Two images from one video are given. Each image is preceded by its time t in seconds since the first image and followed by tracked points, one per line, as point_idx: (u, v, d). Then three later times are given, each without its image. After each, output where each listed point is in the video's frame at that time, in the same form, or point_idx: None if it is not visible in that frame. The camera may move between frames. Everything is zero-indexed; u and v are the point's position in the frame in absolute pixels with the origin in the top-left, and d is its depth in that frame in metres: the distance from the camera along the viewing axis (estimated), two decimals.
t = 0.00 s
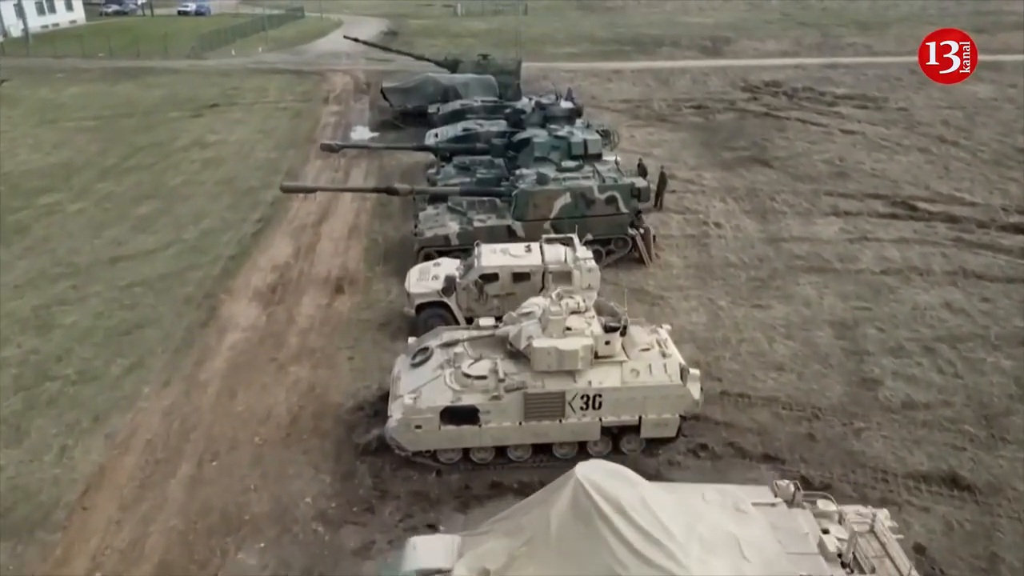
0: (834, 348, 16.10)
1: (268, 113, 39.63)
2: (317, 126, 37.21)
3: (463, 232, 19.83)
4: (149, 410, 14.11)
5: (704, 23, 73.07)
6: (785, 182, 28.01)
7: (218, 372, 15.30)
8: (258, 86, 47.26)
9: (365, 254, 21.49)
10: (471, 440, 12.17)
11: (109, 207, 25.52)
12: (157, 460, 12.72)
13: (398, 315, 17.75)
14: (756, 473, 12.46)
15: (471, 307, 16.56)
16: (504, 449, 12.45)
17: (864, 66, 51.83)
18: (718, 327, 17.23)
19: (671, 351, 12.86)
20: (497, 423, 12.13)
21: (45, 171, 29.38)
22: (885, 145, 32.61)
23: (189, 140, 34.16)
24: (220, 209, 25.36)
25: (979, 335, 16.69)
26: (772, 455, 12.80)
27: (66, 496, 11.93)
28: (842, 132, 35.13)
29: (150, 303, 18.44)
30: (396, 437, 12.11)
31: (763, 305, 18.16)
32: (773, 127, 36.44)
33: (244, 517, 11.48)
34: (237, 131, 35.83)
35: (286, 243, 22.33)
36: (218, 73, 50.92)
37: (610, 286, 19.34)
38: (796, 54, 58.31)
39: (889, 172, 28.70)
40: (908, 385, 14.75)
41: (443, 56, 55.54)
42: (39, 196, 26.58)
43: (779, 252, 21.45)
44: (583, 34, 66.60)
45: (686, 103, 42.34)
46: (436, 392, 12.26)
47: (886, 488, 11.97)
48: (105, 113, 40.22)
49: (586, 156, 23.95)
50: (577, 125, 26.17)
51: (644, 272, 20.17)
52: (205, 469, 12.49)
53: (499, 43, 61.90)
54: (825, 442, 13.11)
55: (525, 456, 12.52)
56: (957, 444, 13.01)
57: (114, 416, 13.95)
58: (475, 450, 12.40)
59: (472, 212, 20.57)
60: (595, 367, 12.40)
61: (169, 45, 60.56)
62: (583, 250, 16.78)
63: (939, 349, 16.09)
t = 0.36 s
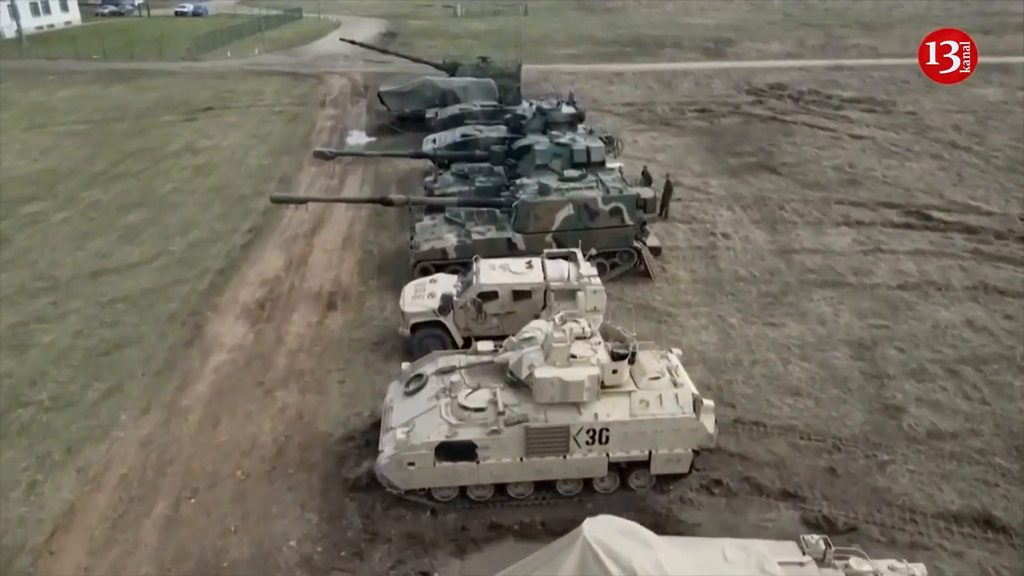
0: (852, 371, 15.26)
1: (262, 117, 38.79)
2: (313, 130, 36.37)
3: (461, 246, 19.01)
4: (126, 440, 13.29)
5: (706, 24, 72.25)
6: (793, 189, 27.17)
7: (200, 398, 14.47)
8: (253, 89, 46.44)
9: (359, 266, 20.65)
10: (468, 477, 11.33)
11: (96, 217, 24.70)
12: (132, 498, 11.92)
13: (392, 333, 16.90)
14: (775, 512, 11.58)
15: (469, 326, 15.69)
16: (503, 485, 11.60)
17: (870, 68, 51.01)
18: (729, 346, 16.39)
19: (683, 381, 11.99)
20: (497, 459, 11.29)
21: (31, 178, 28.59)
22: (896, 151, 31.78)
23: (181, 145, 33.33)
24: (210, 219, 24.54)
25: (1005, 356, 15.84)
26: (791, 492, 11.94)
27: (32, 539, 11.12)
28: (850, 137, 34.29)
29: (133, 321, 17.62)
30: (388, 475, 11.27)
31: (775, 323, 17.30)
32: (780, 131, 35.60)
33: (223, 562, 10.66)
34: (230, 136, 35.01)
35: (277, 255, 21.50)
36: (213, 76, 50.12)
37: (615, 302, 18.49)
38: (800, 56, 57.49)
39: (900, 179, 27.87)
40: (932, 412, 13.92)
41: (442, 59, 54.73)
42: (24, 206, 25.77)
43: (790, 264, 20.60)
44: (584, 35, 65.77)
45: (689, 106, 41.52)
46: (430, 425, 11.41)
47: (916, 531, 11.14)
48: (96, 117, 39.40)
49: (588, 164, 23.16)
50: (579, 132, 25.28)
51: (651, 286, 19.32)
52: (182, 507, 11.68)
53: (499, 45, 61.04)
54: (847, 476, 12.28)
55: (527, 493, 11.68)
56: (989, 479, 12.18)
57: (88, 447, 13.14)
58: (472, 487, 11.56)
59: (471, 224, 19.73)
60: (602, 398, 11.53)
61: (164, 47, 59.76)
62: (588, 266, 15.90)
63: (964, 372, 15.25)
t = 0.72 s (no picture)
0: (873, 396, 14.42)
1: (257, 121, 37.93)
2: (308, 135, 35.50)
3: (460, 260, 18.20)
4: (100, 474, 12.44)
5: (708, 25, 71.46)
6: (802, 197, 26.35)
7: (181, 425, 13.62)
8: (248, 91, 45.59)
9: (352, 280, 19.79)
10: (465, 521, 10.48)
11: (81, 226, 23.84)
12: (104, 542, 11.07)
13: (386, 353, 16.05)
14: (796, 558, 10.74)
15: (467, 348, 14.82)
16: (503, 529, 10.75)
17: (876, 70, 50.22)
18: (741, 368, 15.54)
19: (697, 415, 11.15)
20: (495, 502, 10.45)
21: (16, 186, 27.73)
22: (906, 157, 30.97)
23: (172, 150, 32.47)
24: (200, 228, 23.67)
25: None
26: (813, 535, 11.10)
27: None
28: (859, 142, 33.49)
29: (113, 340, 16.76)
30: (378, 519, 10.42)
31: (789, 343, 16.46)
32: (786, 136, 34.75)
33: None
34: (223, 141, 34.14)
35: (268, 267, 20.64)
36: (208, 78, 49.27)
37: (621, 318, 17.64)
38: (805, 58, 56.69)
39: (913, 187, 27.07)
40: (960, 443, 13.09)
41: (440, 61, 53.92)
42: (7, 215, 24.90)
43: (802, 278, 19.78)
44: (584, 36, 64.99)
45: (693, 110, 40.70)
46: (424, 465, 10.56)
47: None
48: (87, 121, 38.52)
49: (591, 172, 22.32)
50: (582, 139, 24.40)
51: (658, 301, 18.48)
52: (157, 552, 10.84)
53: (499, 46, 60.19)
54: (873, 516, 11.46)
55: (528, 537, 10.83)
56: None
57: (59, 483, 12.29)
58: (469, 531, 10.71)
59: (469, 237, 18.90)
60: (609, 435, 10.69)
61: (159, 49, 58.91)
62: (592, 284, 15.04)
63: (991, 398, 14.42)
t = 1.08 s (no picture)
0: (897, 426, 13.56)
1: (251, 126, 37.05)
2: (303, 140, 34.63)
3: (458, 276, 17.32)
4: (68, 515, 11.58)
5: (710, 26, 70.60)
6: (812, 206, 25.49)
7: (157, 459, 12.76)
8: (243, 95, 44.72)
9: (345, 296, 18.91)
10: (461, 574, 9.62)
11: (64, 238, 22.97)
12: None
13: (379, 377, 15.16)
14: None
15: (464, 373, 13.89)
16: None
17: (883, 73, 49.35)
18: (755, 394, 14.65)
19: (714, 455, 10.26)
20: (494, 553, 9.59)
21: None
22: (918, 164, 30.11)
23: (163, 157, 31.60)
24: (188, 240, 22.79)
25: None
26: None
27: None
28: (868, 147, 32.63)
29: (92, 362, 15.90)
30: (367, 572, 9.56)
31: (806, 365, 15.58)
32: (793, 141, 33.88)
33: None
34: (216, 146, 33.27)
35: (257, 282, 19.76)
36: (202, 81, 48.40)
37: (628, 338, 16.77)
38: (809, 60, 55.83)
39: (926, 196, 26.21)
40: (993, 480, 12.24)
41: (439, 64, 53.06)
42: None
43: (816, 293, 18.91)
44: (585, 38, 64.13)
45: (697, 114, 39.81)
46: (416, 513, 9.69)
47: None
48: (77, 125, 37.64)
49: (595, 182, 21.44)
50: (584, 147, 23.51)
51: (666, 319, 17.60)
52: None
53: (499, 48, 59.31)
54: (904, 564, 10.64)
55: None
56: None
57: (24, 525, 11.44)
58: None
59: (467, 252, 18.00)
60: (619, 479, 9.80)
61: (154, 51, 58.04)
62: (598, 306, 14.16)
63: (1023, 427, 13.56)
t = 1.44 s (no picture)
0: (922, 455, 12.78)
1: (245, 130, 36.26)
2: (298, 145, 33.83)
3: (456, 292, 16.52)
4: (36, 557, 10.83)
5: (712, 27, 69.83)
6: (822, 214, 24.70)
7: (134, 492, 11.99)
8: (239, 97, 43.92)
9: (337, 311, 18.12)
10: None
11: (49, 248, 22.21)
12: None
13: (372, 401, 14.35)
14: None
15: (461, 399, 13.09)
16: None
17: (889, 75, 48.56)
18: (770, 418, 13.87)
19: (730, 496, 9.50)
20: None
21: None
22: (929, 170, 29.33)
23: (154, 162, 30.81)
24: (176, 250, 22.00)
25: None
26: None
27: None
28: (877, 152, 31.85)
29: (70, 384, 15.14)
30: None
31: (822, 387, 14.77)
32: (800, 146, 33.09)
33: None
34: (208, 151, 32.47)
35: (246, 295, 18.97)
36: (198, 83, 47.63)
37: (634, 357, 15.99)
38: (813, 62, 55.05)
39: (939, 204, 25.45)
40: None
41: (438, 66, 52.27)
42: None
43: (830, 308, 18.11)
44: (586, 39, 63.36)
45: (701, 117, 39.03)
46: (408, 562, 8.94)
47: None
48: (68, 129, 36.87)
49: (598, 190, 20.67)
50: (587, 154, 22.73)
51: (674, 336, 16.81)
52: None
53: (498, 49, 58.52)
54: None
55: None
56: None
57: None
58: None
59: (466, 266, 17.20)
60: (629, 525, 9.02)
61: (150, 53, 57.30)
62: (604, 327, 13.37)
63: None
